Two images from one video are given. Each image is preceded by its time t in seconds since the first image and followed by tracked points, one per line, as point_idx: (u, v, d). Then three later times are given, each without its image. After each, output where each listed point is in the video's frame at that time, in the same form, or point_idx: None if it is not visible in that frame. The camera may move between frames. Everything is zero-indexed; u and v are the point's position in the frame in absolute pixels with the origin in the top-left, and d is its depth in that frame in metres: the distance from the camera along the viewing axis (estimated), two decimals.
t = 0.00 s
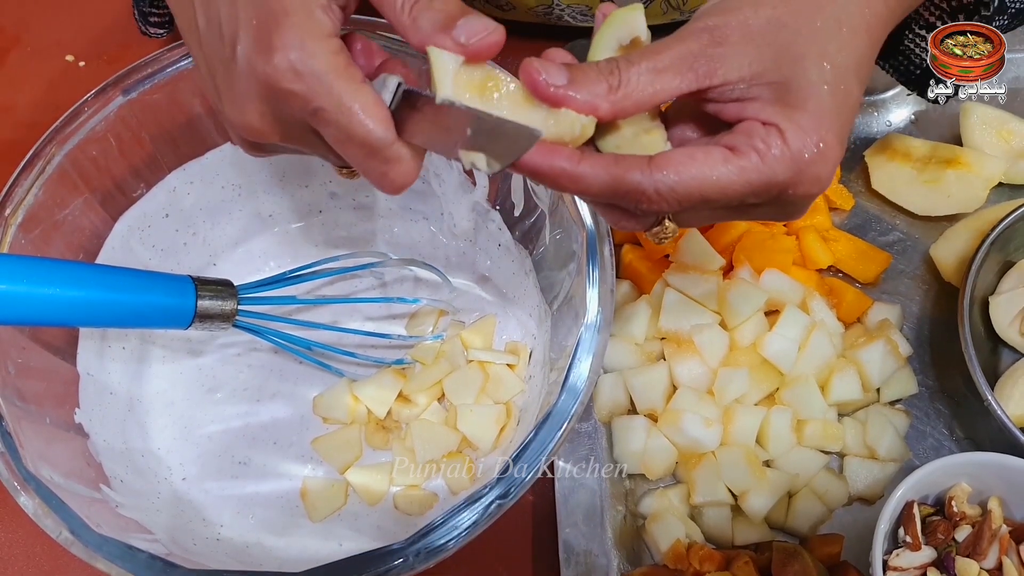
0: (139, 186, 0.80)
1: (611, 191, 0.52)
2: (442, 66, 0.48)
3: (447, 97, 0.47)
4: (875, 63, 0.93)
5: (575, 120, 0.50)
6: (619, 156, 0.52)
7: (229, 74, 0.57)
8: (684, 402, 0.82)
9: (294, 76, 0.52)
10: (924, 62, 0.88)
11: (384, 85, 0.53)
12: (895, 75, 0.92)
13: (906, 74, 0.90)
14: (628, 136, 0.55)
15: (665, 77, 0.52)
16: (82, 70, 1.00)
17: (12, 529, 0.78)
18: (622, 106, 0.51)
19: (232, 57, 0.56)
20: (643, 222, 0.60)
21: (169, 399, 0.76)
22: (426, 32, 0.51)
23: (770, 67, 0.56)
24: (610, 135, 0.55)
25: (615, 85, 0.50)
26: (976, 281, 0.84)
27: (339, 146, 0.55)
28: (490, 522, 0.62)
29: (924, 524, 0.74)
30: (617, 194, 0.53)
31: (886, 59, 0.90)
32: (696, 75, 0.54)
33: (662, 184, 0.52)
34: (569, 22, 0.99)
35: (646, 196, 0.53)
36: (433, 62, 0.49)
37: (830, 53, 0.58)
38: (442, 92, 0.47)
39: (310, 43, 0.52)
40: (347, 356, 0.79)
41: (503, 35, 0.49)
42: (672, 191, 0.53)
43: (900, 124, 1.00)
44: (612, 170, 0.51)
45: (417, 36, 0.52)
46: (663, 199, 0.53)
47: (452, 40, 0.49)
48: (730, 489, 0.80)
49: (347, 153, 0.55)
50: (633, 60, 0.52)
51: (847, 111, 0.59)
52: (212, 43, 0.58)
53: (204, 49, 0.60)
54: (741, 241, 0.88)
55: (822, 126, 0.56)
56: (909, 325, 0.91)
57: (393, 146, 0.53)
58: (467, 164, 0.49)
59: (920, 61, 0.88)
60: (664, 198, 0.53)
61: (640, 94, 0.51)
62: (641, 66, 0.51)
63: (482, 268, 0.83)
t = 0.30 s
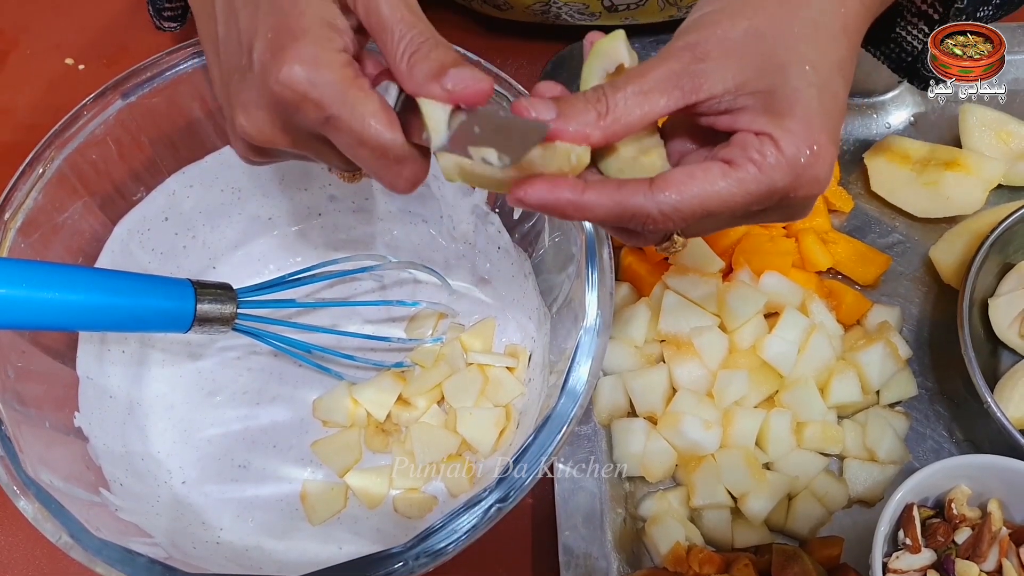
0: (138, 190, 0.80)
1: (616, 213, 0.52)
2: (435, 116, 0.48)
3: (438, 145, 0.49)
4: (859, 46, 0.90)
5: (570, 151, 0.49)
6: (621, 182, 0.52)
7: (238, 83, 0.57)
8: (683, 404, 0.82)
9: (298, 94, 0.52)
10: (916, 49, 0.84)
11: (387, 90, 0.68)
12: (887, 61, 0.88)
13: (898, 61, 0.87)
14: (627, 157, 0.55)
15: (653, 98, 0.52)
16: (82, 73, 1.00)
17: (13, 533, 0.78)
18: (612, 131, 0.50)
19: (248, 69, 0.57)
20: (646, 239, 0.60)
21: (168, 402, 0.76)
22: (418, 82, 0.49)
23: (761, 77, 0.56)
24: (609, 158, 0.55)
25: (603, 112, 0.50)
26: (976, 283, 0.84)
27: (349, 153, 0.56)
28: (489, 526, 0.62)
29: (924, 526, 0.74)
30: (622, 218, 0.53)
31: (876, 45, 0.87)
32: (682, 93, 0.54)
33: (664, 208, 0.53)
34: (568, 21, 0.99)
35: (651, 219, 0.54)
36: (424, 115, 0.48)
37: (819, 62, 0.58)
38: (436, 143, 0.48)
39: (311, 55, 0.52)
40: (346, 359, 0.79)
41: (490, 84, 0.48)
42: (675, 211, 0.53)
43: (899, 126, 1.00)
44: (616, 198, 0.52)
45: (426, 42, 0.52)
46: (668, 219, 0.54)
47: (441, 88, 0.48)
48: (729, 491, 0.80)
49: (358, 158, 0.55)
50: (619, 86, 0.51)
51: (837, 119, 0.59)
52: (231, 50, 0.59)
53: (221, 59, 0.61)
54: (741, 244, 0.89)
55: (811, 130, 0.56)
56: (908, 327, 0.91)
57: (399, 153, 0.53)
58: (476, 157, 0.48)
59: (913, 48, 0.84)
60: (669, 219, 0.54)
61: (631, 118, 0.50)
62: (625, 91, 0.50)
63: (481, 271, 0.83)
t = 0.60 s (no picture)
0: (138, 188, 0.80)
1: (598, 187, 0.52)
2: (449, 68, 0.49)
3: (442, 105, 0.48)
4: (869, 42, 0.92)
5: (567, 121, 0.50)
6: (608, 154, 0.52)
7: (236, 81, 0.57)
8: (684, 403, 0.82)
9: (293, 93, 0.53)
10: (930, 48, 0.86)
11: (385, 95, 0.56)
12: (901, 61, 0.90)
13: (913, 60, 0.88)
14: (621, 132, 0.55)
15: (655, 74, 0.52)
16: (81, 71, 0.99)
17: (13, 531, 0.78)
18: (614, 102, 0.50)
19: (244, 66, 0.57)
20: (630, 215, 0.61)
21: (168, 400, 0.76)
22: (428, 30, 0.52)
23: (761, 73, 0.56)
24: (603, 131, 0.55)
25: (608, 82, 0.49)
26: (976, 282, 0.84)
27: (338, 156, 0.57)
28: (489, 524, 0.62)
29: (925, 525, 0.74)
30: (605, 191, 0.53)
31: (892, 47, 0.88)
32: (685, 74, 0.53)
33: (650, 183, 0.52)
34: (568, 17, 0.99)
35: (635, 194, 0.53)
36: (437, 65, 0.49)
37: (820, 61, 0.58)
38: (439, 101, 0.48)
39: (307, 54, 0.52)
40: (347, 358, 0.79)
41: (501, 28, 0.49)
42: (660, 189, 0.53)
43: (900, 124, 1.00)
44: (601, 169, 0.51)
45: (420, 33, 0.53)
46: (651, 196, 0.54)
47: (452, 36, 0.50)
48: (730, 490, 0.80)
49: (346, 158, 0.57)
50: (624, 59, 0.51)
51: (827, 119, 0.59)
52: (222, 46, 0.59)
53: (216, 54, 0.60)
54: (741, 242, 0.88)
55: (806, 126, 0.57)
56: (909, 325, 0.91)
57: (386, 159, 0.55)
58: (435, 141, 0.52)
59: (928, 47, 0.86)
60: (653, 196, 0.54)
61: (631, 91, 0.50)
62: (630, 65, 0.50)
63: (482, 269, 0.83)
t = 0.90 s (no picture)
0: (138, 188, 0.80)
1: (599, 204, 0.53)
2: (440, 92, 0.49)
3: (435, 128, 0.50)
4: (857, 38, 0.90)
5: (558, 139, 0.50)
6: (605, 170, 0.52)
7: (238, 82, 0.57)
8: (683, 403, 0.82)
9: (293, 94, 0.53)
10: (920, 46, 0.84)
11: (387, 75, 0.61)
12: (890, 59, 0.88)
13: (903, 59, 0.86)
14: (615, 145, 0.55)
15: (641, 88, 0.52)
16: (82, 71, 1.00)
17: (13, 531, 0.78)
18: (602, 118, 0.50)
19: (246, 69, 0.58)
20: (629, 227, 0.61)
21: (168, 400, 0.76)
22: (421, 55, 0.52)
23: (758, 75, 0.56)
24: (597, 145, 0.55)
25: (594, 99, 0.50)
26: (976, 282, 0.84)
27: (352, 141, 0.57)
28: (489, 524, 0.62)
29: (924, 525, 0.74)
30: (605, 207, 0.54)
31: (881, 44, 0.87)
32: (672, 86, 0.54)
33: (648, 196, 0.53)
34: (568, 17, 0.99)
35: (633, 207, 0.54)
36: (429, 91, 0.50)
37: (818, 61, 0.58)
38: (431, 122, 0.50)
39: (312, 54, 0.53)
40: (346, 358, 0.79)
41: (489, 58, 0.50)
42: (659, 201, 0.53)
43: (899, 124, 1.00)
44: (600, 184, 0.51)
45: (410, 60, 0.53)
46: (650, 208, 0.54)
47: (441, 63, 0.50)
48: (729, 490, 0.80)
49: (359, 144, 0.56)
50: (609, 75, 0.51)
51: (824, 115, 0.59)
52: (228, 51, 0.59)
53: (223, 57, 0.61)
54: (741, 242, 0.88)
55: (799, 130, 0.56)
56: (909, 325, 0.91)
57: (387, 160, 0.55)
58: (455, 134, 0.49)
59: (916, 46, 0.84)
60: (652, 208, 0.54)
61: (620, 107, 0.50)
62: (616, 80, 0.51)
63: (482, 269, 0.83)
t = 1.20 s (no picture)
0: (137, 188, 0.80)
1: (582, 188, 0.52)
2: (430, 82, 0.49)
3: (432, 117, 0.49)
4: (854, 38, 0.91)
5: (549, 127, 0.51)
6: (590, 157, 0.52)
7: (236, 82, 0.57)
8: (683, 402, 0.82)
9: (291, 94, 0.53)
10: (916, 44, 0.85)
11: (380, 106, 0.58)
12: (888, 58, 0.90)
13: (900, 58, 0.88)
14: (602, 135, 0.56)
15: (633, 80, 0.52)
16: (80, 71, 1.00)
17: (12, 531, 0.78)
18: (593, 107, 0.51)
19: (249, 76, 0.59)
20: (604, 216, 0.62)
21: (167, 400, 0.76)
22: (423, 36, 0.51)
23: (753, 76, 0.56)
24: (585, 134, 0.56)
25: (587, 86, 0.50)
26: (975, 281, 0.84)
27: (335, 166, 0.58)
28: (488, 523, 0.62)
29: (924, 524, 0.74)
30: (587, 193, 0.53)
31: (878, 44, 0.88)
32: (661, 80, 0.54)
33: (630, 186, 0.53)
34: (567, 17, 0.99)
35: (613, 195, 0.54)
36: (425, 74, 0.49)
37: (810, 65, 0.59)
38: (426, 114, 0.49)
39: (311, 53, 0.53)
40: (345, 358, 0.79)
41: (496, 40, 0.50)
42: (639, 192, 0.54)
43: (898, 124, 1.00)
44: (584, 173, 0.51)
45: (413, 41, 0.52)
46: (630, 198, 0.54)
47: (445, 44, 0.50)
48: (729, 490, 0.80)
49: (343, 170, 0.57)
50: (602, 64, 0.51)
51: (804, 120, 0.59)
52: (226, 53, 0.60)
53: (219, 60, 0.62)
54: (740, 241, 0.88)
55: (781, 136, 0.56)
56: (908, 325, 0.91)
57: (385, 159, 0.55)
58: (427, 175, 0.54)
59: (914, 46, 0.86)
60: (632, 199, 0.54)
61: (609, 96, 0.51)
62: (608, 70, 0.51)
63: (481, 270, 0.83)
